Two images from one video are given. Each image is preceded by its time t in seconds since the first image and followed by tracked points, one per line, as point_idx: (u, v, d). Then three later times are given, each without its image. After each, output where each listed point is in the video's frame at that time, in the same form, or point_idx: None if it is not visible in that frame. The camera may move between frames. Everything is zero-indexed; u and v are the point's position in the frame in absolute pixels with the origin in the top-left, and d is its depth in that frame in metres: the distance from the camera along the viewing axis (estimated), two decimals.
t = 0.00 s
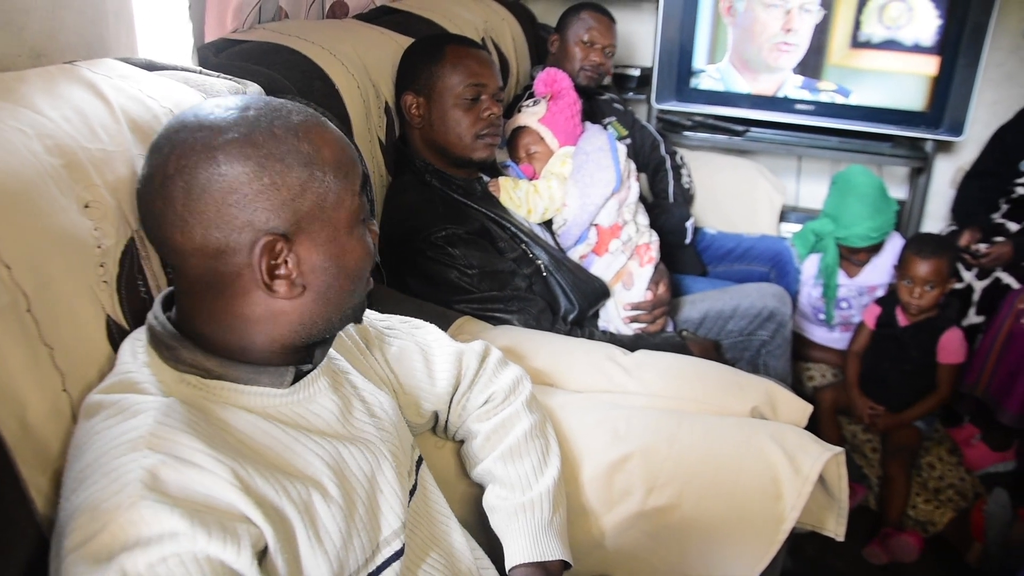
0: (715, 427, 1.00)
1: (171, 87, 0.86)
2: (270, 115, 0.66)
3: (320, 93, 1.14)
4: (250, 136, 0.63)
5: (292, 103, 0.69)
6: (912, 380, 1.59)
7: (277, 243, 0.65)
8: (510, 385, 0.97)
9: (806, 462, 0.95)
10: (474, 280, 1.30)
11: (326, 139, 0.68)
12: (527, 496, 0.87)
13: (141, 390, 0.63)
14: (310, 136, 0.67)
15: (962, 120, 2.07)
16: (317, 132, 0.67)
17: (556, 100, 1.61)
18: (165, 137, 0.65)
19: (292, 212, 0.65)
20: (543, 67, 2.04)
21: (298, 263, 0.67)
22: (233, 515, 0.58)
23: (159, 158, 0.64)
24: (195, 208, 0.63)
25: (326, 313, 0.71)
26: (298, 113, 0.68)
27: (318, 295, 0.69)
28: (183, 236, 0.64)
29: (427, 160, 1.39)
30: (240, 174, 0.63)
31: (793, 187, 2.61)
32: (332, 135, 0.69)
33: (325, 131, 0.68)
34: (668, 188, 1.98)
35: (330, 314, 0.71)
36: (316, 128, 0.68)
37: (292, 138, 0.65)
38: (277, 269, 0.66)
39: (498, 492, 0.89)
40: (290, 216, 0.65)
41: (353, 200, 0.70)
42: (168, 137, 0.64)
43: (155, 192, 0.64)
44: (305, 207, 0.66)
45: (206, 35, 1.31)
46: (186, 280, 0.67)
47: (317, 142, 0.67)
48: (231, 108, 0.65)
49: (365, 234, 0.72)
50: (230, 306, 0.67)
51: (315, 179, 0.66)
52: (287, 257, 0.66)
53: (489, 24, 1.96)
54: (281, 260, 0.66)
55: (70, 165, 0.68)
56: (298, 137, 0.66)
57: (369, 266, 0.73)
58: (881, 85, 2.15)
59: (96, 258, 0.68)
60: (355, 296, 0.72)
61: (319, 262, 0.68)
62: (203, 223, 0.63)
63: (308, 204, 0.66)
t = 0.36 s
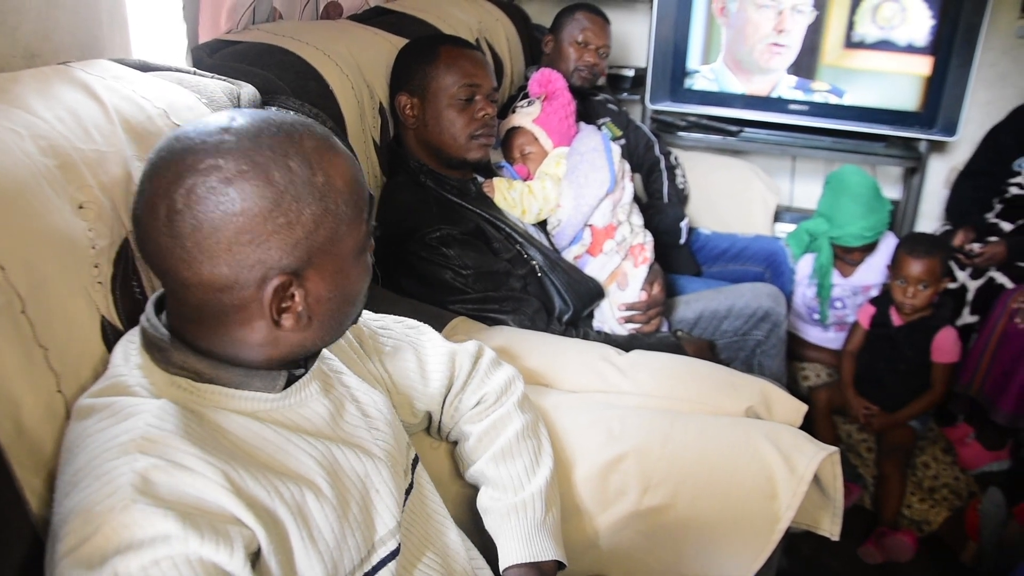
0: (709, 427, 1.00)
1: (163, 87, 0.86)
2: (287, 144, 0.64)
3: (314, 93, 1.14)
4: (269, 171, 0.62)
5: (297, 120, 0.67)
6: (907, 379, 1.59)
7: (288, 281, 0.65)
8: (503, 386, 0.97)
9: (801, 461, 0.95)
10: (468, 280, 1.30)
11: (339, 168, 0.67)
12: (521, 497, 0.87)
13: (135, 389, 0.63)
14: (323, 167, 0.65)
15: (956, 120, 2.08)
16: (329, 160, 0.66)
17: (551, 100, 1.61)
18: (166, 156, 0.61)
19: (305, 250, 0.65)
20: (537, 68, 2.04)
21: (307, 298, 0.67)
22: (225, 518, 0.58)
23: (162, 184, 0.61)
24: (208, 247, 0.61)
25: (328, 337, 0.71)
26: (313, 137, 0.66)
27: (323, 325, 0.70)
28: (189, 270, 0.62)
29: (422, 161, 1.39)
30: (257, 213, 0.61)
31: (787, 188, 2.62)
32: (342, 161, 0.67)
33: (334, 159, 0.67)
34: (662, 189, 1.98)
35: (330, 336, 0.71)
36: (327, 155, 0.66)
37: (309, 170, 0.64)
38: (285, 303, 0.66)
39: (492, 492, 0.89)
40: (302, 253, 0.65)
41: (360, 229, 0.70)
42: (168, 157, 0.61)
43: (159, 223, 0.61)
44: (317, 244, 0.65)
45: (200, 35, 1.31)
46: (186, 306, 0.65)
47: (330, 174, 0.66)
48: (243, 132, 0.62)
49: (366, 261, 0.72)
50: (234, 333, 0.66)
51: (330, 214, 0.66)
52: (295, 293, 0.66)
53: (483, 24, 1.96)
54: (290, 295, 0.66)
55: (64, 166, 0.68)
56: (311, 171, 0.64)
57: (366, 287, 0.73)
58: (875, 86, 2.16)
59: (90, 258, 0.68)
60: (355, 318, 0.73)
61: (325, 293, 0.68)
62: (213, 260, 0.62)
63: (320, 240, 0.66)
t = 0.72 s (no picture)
0: (710, 426, 1.00)
1: (165, 86, 0.86)
2: (277, 125, 0.64)
3: (315, 92, 1.14)
4: (262, 152, 0.62)
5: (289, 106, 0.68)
6: (907, 379, 1.59)
7: (289, 259, 0.65)
8: (505, 385, 0.97)
9: (802, 460, 0.95)
10: (469, 280, 1.30)
11: (333, 149, 0.68)
12: (523, 496, 0.88)
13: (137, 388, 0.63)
14: (317, 146, 0.66)
15: (956, 120, 2.08)
16: (322, 140, 0.67)
17: (552, 100, 1.61)
18: (162, 149, 0.62)
19: (304, 228, 0.65)
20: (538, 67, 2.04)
21: (309, 277, 0.68)
22: (229, 515, 0.58)
23: (161, 175, 0.61)
24: (212, 230, 0.62)
25: (332, 319, 0.72)
26: (306, 120, 0.67)
27: (326, 304, 0.70)
28: (193, 257, 0.63)
29: (423, 161, 1.39)
30: (255, 193, 0.62)
31: (788, 187, 2.62)
32: (336, 142, 0.68)
33: (327, 139, 0.68)
34: (663, 188, 1.98)
35: (334, 317, 0.72)
36: (319, 135, 0.67)
37: (300, 148, 0.65)
38: (290, 283, 0.67)
39: (494, 491, 0.89)
40: (302, 232, 0.65)
41: (357, 208, 0.70)
42: (165, 148, 0.62)
43: (160, 213, 0.62)
44: (316, 221, 0.66)
45: (201, 35, 1.31)
46: (190, 297, 0.66)
47: (324, 151, 0.66)
48: (235, 119, 0.63)
49: (365, 239, 0.73)
50: (240, 318, 0.67)
51: (326, 192, 0.66)
52: (298, 272, 0.67)
53: (484, 24, 1.96)
54: (293, 276, 0.66)
55: (65, 165, 0.68)
56: (306, 150, 0.65)
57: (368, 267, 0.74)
58: (875, 85, 2.16)
59: (92, 257, 0.68)
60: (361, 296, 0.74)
61: (328, 272, 0.69)
62: (215, 244, 0.62)
63: (319, 218, 0.66)
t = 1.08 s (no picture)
0: (710, 426, 1.00)
1: (165, 86, 0.86)
2: (240, 109, 0.65)
3: (315, 92, 1.14)
4: (229, 133, 0.62)
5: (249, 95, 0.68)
6: (907, 379, 1.59)
7: (270, 236, 0.65)
8: (504, 385, 0.97)
9: (801, 460, 0.96)
10: (469, 279, 1.31)
11: (298, 127, 0.68)
12: (522, 495, 0.88)
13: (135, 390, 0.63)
14: (282, 125, 0.66)
15: (956, 121, 2.08)
16: (286, 120, 0.67)
17: (551, 100, 1.61)
18: (133, 144, 0.62)
19: (281, 205, 0.65)
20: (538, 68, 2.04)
21: (292, 254, 0.68)
22: (224, 515, 0.58)
23: (133, 168, 0.61)
24: (193, 216, 0.62)
25: (318, 299, 0.72)
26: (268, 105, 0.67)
27: (312, 282, 0.70)
28: (174, 245, 0.63)
29: (423, 161, 1.39)
30: (228, 175, 0.62)
31: (788, 188, 2.62)
32: (300, 121, 0.69)
33: (292, 120, 0.68)
34: (663, 189, 1.98)
35: (321, 296, 0.72)
36: (281, 117, 0.67)
37: (267, 128, 0.65)
38: (273, 263, 0.67)
39: (493, 491, 0.89)
40: (279, 209, 0.65)
41: (332, 184, 0.70)
42: (137, 141, 0.62)
43: (138, 205, 0.62)
44: (292, 197, 0.66)
45: (201, 34, 1.31)
46: (178, 288, 0.66)
47: (290, 129, 0.67)
48: (200, 108, 0.64)
49: (344, 214, 0.73)
50: (227, 304, 0.67)
51: (298, 167, 0.66)
52: (280, 250, 0.67)
53: (483, 24, 1.96)
54: (275, 254, 0.66)
55: (65, 164, 0.68)
56: (272, 129, 0.65)
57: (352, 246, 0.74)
58: (875, 86, 2.16)
59: (92, 256, 0.68)
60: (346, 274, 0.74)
61: (310, 249, 0.69)
62: (195, 229, 0.62)
63: (294, 194, 0.66)
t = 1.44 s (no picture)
0: (709, 428, 1.00)
1: (166, 88, 0.87)
2: (224, 119, 0.64)
3: (315, 94, 1.14)
4: (205, 145, 0.62)
5: (249, 102, 0.67)
6: (906, 380, 1.59)
7: (233, 255, 0.65)
8: (503, 387, 0.97)
9: (800, 462, 0.96)
10: (468, 281, 1.31)
11: (286, 144, 0.66)
12: (522, 497, 0.88)
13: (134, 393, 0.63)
14: (268, 141, 0.65)
15: (956, 123, 2.08)
16: (276, 135, 0.66)
17: (551, 102, 1.62)
18: (121, 141, 0.63)
19: (250, 223, 0.65)
20: (538, 70, 2.04)
21: (258, 273, 0.67)
22: (221, 518, 0.58)
23: (115, 168, 0.62)
24: (162, 223, 0.62)
25: (291, 320, 0.71)
26: (262, 116, 0.66)
27: (281, 302, 0.69)
28: (145, 250, 0.63)
29: (423, 163, 1.39)
30: (195, 188, 0.61)
31: (787, 189, 2.62)
32: (291, 138, 0.67)
33: (284, 135, 0.67)
34: (663, 191, 1.97)
35: (295, 315, 0.71)
36: (273, 131, 0.66)
37: (247, 144, 0.64)
38: (238, 281, 0.66)
39: (493, 493, 0.89)
40: (248, 227, 0.65)
41: (315, 206, 0.69)
42: (123, 139, 0.63)
43: (121, 208, 0.63)
44: (262, 217, 0.65)
45: (201, 36, 1.31)
46: (158, 291, 0.66)
47: (276, 146, 0.65)
48: (186, 115, 0.63)
49: (329, 237, 0.71)
50: (198, 315, 0.67)
51: (275, 185, 0.65)
52: (247, 267, 0.66)
53: (483, 26, 1.96)
54: (242, 270, 0.66)
55: (66, 166, 0.68)
56: (253, 145, 0.64)
57: (337, 269, 0.73)
58: (875, 88, 2.16)
59: (93, 257, 0.68)
60: (326, 298, 0.73)
61: (279, 270, 0.68)
62: (163, 237, 0.63)
63: (265, 213, 0.65)
